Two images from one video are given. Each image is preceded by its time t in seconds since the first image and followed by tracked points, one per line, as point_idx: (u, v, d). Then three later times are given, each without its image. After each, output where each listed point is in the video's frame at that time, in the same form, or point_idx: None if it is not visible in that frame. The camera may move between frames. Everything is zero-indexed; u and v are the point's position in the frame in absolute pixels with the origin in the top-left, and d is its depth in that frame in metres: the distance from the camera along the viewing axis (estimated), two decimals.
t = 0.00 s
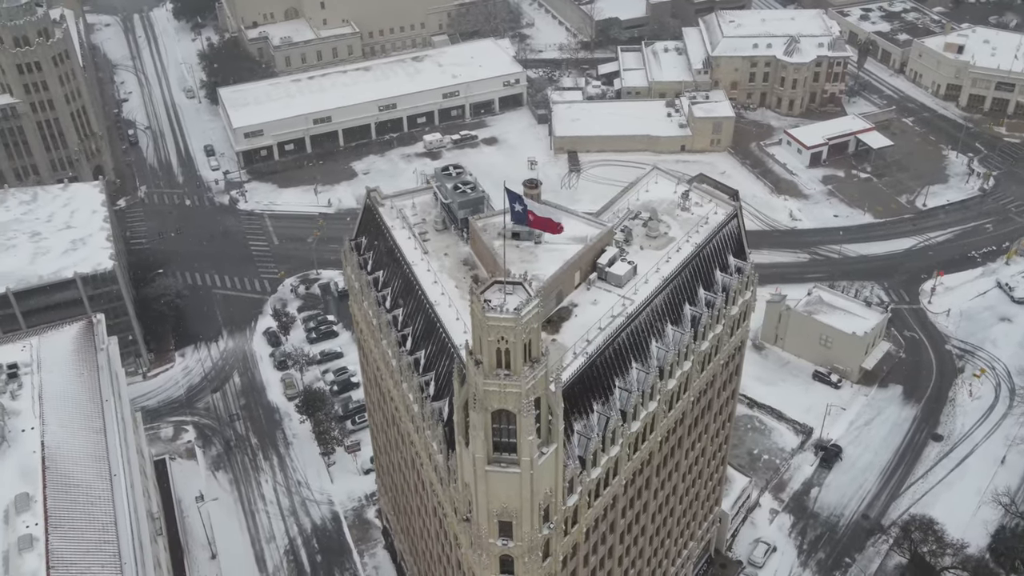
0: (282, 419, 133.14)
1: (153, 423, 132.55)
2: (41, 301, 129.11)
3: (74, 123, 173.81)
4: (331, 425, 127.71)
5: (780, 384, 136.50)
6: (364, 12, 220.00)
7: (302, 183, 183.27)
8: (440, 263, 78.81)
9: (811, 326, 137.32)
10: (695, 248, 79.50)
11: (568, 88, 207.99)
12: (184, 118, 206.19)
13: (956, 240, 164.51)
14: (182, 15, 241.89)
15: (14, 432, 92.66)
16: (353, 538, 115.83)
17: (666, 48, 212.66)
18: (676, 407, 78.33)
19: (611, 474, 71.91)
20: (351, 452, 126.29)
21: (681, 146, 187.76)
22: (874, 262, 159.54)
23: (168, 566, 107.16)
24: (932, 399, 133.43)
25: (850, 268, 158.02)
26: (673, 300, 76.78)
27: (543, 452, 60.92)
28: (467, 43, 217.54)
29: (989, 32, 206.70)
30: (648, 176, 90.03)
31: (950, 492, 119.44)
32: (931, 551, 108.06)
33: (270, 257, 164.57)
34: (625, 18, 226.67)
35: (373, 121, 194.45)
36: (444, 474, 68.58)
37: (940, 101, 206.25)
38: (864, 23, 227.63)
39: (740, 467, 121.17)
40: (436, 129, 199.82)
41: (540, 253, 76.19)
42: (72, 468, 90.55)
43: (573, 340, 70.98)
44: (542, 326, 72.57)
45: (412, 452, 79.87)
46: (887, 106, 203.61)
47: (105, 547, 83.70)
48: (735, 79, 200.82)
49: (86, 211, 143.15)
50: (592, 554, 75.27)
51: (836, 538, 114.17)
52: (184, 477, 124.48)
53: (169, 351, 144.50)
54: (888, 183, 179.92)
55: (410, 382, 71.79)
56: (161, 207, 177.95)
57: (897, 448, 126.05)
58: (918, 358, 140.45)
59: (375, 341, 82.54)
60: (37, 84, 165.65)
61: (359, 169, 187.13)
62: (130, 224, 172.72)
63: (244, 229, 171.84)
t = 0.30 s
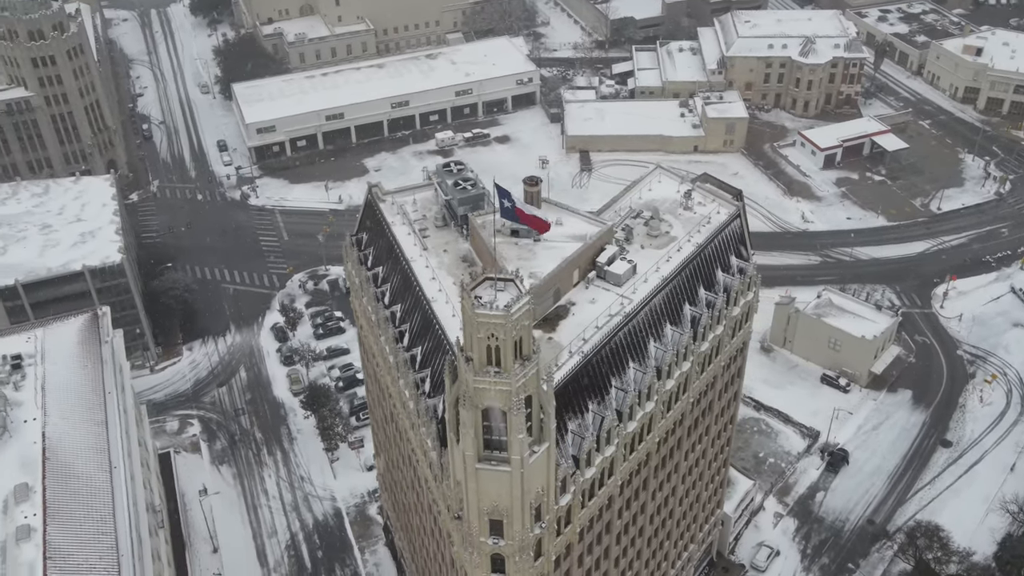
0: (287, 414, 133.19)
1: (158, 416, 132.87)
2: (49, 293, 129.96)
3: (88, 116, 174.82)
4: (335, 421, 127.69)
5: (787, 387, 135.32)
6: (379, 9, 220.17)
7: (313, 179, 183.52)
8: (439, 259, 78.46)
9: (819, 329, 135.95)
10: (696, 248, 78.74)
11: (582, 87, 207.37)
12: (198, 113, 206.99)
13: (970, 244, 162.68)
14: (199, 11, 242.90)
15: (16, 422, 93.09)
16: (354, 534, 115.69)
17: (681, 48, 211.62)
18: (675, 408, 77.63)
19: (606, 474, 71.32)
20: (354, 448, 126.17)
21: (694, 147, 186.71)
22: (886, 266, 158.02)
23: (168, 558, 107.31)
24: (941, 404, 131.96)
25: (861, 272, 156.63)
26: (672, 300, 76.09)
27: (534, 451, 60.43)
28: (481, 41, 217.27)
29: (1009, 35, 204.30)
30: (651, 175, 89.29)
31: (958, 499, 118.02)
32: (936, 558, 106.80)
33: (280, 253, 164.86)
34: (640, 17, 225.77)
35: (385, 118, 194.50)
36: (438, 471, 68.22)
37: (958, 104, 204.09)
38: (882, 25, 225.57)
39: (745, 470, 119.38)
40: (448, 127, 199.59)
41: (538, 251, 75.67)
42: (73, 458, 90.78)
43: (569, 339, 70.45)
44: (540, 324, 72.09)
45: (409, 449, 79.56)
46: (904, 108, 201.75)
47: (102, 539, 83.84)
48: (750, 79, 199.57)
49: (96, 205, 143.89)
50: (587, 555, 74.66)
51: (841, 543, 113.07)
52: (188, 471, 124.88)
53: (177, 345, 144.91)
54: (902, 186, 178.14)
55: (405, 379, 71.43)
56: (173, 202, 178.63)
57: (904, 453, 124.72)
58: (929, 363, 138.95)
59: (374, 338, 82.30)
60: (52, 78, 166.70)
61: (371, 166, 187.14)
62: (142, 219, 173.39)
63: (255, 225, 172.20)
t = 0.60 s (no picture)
0: (301, 408, 133.50)
1: (175, 407, 133.74)
2: (70, 282, 131.35)
3: (115, 108, 176.66)
4: (349, 416, 127.93)
5: (805, 392, 133.57)
6: (405, 6, 220.63)
7: (336, 174, 184.11)
8: (447, 256, 78.22)
9: (839, 336, 133.93)
10: (707, 249, 78.00)
11: (607, 87, 206.57)
12: (224, 107, 208.49)
13: (997, 253, 160.02)
14: (228, 6, 244.75)
15: (30, 408, 94.17)
16: (364, 530, 115.77)
17: (707, 49, 210.23)
18: (682, 411, 76.91)
19: (610, 475, 70.77)
20: (367, 443, 126.23)
21: (718, 148, 185.20)
22: (910, 273, 155.84)
23: (179, 548, 107.97)
24: (962, 414, 129.91)
25: (885, 278, 154.55)
26: (681, 302, 75.41)
27: (532, 450, 60.09)
28: (507, 39, 217.04)
29: None
30: (665, 175, 88.50)
31: (976, 511, 116.12)
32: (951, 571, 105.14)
33: (301, 247, 165.53)
34: (667, 18, 224.58)
35: (409, 114, 194.74)
36: (439, 468, 68.06)
37: (989, 110, 200.86)
38: (913, 28, 222.53)
39: (760, 475, 118.90)
40: (472, 124, 199.44)
41: (546, 250, 75.27)
42: (84, 445, 91.40)
43: (574, 338, 70.03)
44: (546, 323, 71.72)
45: (414, 445, 79.42)
46: (933, 113, 198.97)
47: (110, 526, 84.40)
48: (777, 82, 197.83)
49: (119, 195, 145.36)
50: (590, 557, 74.10)
51: (855, 553, 111.57)
52: (203, 461, 125.59)
53: (196, 336, 145.92)
54: (930, 192, 175.54)
55: (410, 375, 71.30)
56: (197, 195, 180.03)
57: (923, 463, 122.89)
58: (951, 372, 136.86)
59: (383, 333, 82.27)
60: (80, 70, 168.71)
61: (394, 162, 187.37)
62: (166, 211, 174.90)
63: (276, 219, 173.08)
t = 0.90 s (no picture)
0: (325, 401, 134.09)
1: (200, 395, 135.12)
2: (102, 269, 133.22)
3: (153, 99, 178.95)
4: (371, 410, 128.21)
5: (831, 402, 131.49)
6: (443, 3, 221.04)
7: (368, 170, 184.88)
8: (464, 253, 78.01)
9: (868, 345, 131.64)
10: (727, 254, 77.02)
11: (642, 88, 205.31)
12: (262, 100, 210.40)
13: None
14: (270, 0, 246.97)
15: (54, 393, 95.51)
16: (381, 524, 116.00)
17: (746, 51, 208.18)
18: (697, 416, 76.08)
19: (620, 479, 70.18)
20: (388, 438, 126.45)
21: (753, 152, 183.19)
22: (945, 283, 152.94)
23: (197, 535, 108.94)
24: (993, 429, 127.21)
25: (919, 288, 151.85)
26: (698, 306, 74.58)
27: (538, 451, 59.76)
28: (544, 38, 216.62)
29: None
30: (688, 177, 87.52)
31: (1004, 529, 113.66)
32: None
33: (330, 241, 166.44)
34: (706, 19, 222.79)
35: (443, 111, 194.99)
36: (447, 465, 67.92)
37: None
38: (958, 34, 218.48)
39: (781, 485, 116.89)
40: (506, 123, 199.27)
41: (563, 250, 74.79)
42: (105, 430, 92.47)
43: (587, 339, 69.55)
44: (560, 323, 71.31)
45: (427, 441, 79.37)
46: (976, 122, 195.19)
47: (126, 512, 85.27)
48: (815, 86, 195.38)
49: (153, 185, 147.15)
50: (598, 561, 73.54)
51: (876, 567, 109.73)
52: (225, 450, 126.67)
53: (224, 327, 147.36)
54: (969, 202, 172.10)
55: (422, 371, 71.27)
56: (231, 186, 181.83)
57: (950, 478, 120.51)
58: (983, 386, 134.03)
59: (400, 328, 82.33)
60: (119, 60, 171.15)
61: (426, 158, 187.70)
62: (200, 201, 176.87)
63: (308, 212, 174.19)
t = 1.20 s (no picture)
0: (351, 394, 134.70)
1: (229, 384, 136.62)
2: (137, 256, 135.24)
3: (196, 90, 181.19)
4: (396, 405, 128.48)
5: (862, 414, 129.18)
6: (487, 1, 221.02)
7: (405, 165, 185.49)
8: (485, 251, 77.73)
9: (901, 358, 129.06)
10: (750, 259, 75.91)
11: (683, 90, 203.59)
12: (303, 93, 212.14)
13: None
14: None
15: (82, 376, 96.92)
16: (401, 519, 116.21)
17: (790, 56, 205.53)
18: (714, 424, 75.13)
19: (632, 483, 69.53)
20: (412, 434, 126.63)
21: (793, 158, 180.70)
22: (986, 297, 149.39)
23: (218, 522, 110.01)
24: None
25: (958, 301, 148.61)
26: (718, 312, 73.62)
27: (547, 452, 59.37)
28: (586, 38, 215.71)
29: None
30: (716, 181, 86.35)
31: None
32: None
33: (364, 235, 167.22)
34: (751, 23, 220.41)
35: (482, 109, 194.94)
36: (458, 462, 67.73)
37: None
38: (1011, 43, 213.47)
39: (806, 496, 115.43)
40: (544, 122, 198.71)
41: (583, 251, 74.21)
42: (130, 415, 93.67)
43: (603, 341, 68.94)
44: (576, 324, 70.74)
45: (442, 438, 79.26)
46: None
47: (146, 496, 86.31)
48: (860, 93, 192.26)
49: (190, 174, 148.98)
50: (608, 565, 72.93)
51: None
52: (251, 439, 127.88)
53: (255, 317, 148.86)
54: (1014, 215, 168.05)
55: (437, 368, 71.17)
56: (269, 178, 183.59)
57: (982, 496, 117.72)
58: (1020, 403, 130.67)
59: (420, 324, 82.30)
60: (164, 51, 173.61)
61: (463, 156, 187.80)
62: (238, 192, 178.82)
63: (344, 206, 175.20)
